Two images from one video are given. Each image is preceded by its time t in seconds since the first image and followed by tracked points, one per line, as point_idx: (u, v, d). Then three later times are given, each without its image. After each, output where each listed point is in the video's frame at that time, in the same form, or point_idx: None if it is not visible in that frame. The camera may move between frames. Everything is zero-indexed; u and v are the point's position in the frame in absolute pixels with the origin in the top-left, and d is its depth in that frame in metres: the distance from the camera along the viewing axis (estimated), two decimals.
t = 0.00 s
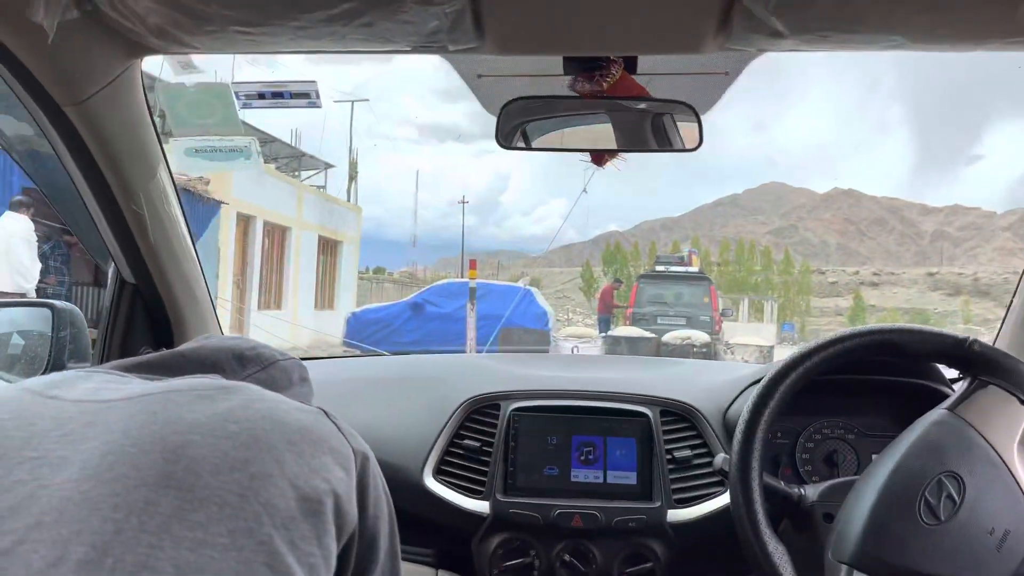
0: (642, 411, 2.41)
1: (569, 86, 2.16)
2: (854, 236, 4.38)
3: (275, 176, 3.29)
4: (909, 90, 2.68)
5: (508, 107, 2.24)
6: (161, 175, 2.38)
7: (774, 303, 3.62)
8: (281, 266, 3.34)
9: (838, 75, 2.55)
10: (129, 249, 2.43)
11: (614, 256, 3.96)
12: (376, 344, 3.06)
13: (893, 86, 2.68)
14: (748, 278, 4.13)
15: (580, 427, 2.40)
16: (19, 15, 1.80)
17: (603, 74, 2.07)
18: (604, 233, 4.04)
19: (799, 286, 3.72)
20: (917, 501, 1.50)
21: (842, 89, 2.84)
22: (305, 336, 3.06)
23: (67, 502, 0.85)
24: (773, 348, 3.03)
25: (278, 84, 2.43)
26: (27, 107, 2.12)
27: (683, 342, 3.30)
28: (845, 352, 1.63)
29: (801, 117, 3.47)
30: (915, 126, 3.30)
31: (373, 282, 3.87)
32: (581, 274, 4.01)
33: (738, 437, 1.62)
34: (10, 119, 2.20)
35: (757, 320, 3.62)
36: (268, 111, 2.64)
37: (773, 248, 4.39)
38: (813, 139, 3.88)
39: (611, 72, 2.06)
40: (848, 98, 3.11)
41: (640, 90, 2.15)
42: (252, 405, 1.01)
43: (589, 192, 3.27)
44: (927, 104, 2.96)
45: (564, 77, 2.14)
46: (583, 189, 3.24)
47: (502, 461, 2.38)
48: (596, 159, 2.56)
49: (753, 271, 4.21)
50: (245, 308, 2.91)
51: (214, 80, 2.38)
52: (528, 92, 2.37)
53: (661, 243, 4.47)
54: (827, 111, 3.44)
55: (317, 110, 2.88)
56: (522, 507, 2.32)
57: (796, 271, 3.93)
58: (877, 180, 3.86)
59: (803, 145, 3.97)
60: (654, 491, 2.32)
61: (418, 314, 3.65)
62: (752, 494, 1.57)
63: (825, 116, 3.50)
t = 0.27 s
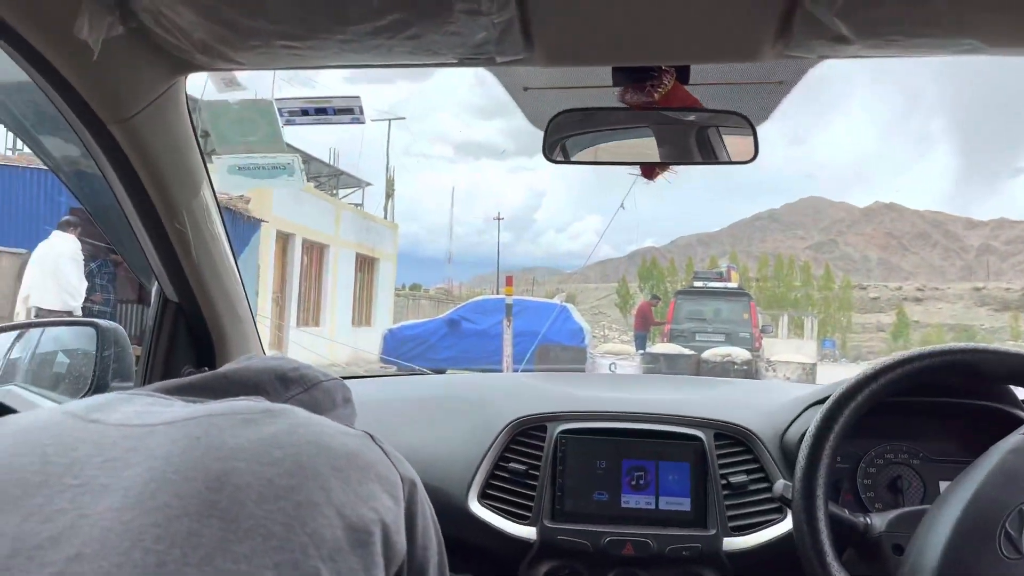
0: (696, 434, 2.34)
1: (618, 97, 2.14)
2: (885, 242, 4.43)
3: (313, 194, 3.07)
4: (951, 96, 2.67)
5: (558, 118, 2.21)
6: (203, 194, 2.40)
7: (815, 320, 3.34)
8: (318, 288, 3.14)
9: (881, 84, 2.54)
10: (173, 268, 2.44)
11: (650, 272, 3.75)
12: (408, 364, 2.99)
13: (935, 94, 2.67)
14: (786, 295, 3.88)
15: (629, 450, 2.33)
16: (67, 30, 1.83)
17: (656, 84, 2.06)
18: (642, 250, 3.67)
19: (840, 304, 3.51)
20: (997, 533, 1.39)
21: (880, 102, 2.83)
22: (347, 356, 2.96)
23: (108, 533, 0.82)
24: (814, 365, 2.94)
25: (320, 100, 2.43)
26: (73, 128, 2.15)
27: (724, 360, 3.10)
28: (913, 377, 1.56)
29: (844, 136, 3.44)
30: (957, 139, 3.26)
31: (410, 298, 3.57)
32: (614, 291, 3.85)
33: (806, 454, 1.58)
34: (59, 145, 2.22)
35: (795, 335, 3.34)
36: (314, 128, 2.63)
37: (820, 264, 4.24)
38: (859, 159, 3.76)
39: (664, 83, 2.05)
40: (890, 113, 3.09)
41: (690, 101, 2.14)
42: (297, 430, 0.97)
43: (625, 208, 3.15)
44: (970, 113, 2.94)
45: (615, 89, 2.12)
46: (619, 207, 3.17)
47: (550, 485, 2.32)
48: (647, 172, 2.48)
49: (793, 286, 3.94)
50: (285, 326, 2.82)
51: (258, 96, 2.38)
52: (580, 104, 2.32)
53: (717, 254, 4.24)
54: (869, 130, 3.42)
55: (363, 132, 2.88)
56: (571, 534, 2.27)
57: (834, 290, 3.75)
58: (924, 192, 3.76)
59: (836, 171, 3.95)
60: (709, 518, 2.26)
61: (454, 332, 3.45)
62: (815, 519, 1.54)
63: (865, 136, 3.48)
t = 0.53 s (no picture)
0: (726, 444, 2.30)
1: (648, 100, 2.18)
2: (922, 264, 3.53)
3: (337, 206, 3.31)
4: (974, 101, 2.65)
5: (580, 127, 2.25)
6: (228, 197, 2.39)
7: (840, 334, 3.01)
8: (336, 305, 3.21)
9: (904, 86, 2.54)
10: (198, 274, 2.45)
11: (673, 284, 3.35)
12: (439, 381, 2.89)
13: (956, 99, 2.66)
14: (811, 308, 3.29)
15: (659, 461, 2.29)
16: (91, 29, 1.84)
17: (688, 84, 2.06)
18: (669, 263, 3.41)
19: (866, 319, 3.06)
20: None
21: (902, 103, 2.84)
22: (365, 365, 2.76)
23: (129, 537, 0.79)
24: (840, 379, 2.79)
25: (348, 104, 2.43)
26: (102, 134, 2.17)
27: (749, 373, 3.00)
28: (954, 385, 1.50)
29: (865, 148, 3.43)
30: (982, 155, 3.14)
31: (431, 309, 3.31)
32: (638, 303, 3.39)
33: (843, 466, 1.52)
34: (89, 154, 2.25)
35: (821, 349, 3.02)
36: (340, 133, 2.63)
37: (848, 275, 3.44)
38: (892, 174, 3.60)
39: (696, 82, 2.05)
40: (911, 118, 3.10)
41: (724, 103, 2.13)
42: (321, 434, 0.95)
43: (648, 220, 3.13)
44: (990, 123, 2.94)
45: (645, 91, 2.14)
46: (643, 218, 3.12)
47: (577, 496, 2.28)
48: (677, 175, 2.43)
49: (817, 301, 3.33)
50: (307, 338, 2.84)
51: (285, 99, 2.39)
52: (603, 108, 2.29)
53: (740, 270, 3.72)
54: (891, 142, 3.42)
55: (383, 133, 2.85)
56: (599, 546, 2.22)
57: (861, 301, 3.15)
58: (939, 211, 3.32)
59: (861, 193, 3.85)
60: (741, 531, 2.20)
61: (474, 347, 2.93)
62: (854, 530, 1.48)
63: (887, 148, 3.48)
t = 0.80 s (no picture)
0: (743, 447, 2.27)
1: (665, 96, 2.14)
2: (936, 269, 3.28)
3: (347, 210, 3.02)
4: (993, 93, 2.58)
5: (593, 129, 2.24)
6: (241, 197, 2.40)
7: (853, 339, 2.96)
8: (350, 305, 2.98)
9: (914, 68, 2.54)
10: (210, 274, 2.46)
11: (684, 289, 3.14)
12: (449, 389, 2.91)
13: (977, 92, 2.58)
14: (822, 313, 3.14)
15: (675, 463, 2.27)
16: (109, 29, 1.85)
17: (706, 82, 2.02)
18: (680, 267, 3.23)
19: (878, 325, 2.96)
20: None
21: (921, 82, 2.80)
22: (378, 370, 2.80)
23: (141, 533, 0.78)
24: (854, 384, 2.85)
25: (362, 102, 2.43)
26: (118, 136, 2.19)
27: (760, 378, 3.00)
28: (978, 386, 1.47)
29: (879, 153, 3.28)
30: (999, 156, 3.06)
31: (442, 314, 3.16)
32: (649, 308, 3.15)
33: (863, 470, 1.50)
34: (106, 159, 2.27)
35: (834, 355, 2.97)
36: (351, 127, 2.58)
37: (861, 282, 3.20)
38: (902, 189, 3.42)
39: (714, 80, 2.01)
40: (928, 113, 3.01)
41: (741, 100, 2.09)
42: (336, 432, 0.93)
43: (661, 224, 3.15)
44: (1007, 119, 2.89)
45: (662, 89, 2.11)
46: (654, 221, 3.16)
47: (591, 498, 2.26)
48: (693, 175, 2.41)
49: (830, 306, 3.16)
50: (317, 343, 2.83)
51: (298, 98, 2.39)
52: (613, 106, 2.30)
53: (750, 275, 3.32)
54: (905, 149, 3.29)
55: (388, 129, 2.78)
56: (614, 549, 2.20)
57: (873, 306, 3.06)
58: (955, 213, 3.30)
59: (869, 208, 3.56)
60: (758, 535, 2.17)
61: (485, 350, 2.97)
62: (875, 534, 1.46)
63: (900, 159, 3.33)
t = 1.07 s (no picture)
0: (762, 444, 2.25)
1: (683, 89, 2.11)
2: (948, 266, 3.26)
3: (357, 211, 2.86)
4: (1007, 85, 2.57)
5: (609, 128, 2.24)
6: (255, 195, 2.40)
7: (863, 339, 2.89)
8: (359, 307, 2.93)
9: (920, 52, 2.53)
10: (226, 272, 2.46)
11: (693, 290, 3.12)
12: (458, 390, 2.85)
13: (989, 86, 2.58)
14: (832, 312, 3.03)
15: (694, 460, 2.25)
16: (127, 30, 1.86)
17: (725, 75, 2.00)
18: (690, 267, 3.25)
19: (889, 324, 2.91)
20: None
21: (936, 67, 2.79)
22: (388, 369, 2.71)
23: (163, 529, 0.78)
24: (865, 384, 2.79)
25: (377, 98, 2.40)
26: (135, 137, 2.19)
27: (772, 378, 3.00)
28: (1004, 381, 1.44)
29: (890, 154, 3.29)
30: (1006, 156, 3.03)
31: (451, 316, 3.10)
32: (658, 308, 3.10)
33: (888, 466, 1.48)
34: (122, 159, 2.28)
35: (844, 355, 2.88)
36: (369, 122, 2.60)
37: (872, 281, 3.14)
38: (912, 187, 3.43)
39: (733, 73, 1.99)
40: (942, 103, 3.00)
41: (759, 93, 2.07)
42: (358, 427, 0.92)
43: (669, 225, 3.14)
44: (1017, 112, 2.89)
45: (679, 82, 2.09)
46: (663, 221, 3.15)
47: (609, 496, 2.24)
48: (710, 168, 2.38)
49: (839, 305, 3.05)
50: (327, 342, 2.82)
51: (313, 94, 2.37)
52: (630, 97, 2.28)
53: (761, 274, 3.38)
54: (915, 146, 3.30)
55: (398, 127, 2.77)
56: (634, 547, 2.18)
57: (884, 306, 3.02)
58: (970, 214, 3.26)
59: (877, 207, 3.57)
60: (779, 533, 2.15)
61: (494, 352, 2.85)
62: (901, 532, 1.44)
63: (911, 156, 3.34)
